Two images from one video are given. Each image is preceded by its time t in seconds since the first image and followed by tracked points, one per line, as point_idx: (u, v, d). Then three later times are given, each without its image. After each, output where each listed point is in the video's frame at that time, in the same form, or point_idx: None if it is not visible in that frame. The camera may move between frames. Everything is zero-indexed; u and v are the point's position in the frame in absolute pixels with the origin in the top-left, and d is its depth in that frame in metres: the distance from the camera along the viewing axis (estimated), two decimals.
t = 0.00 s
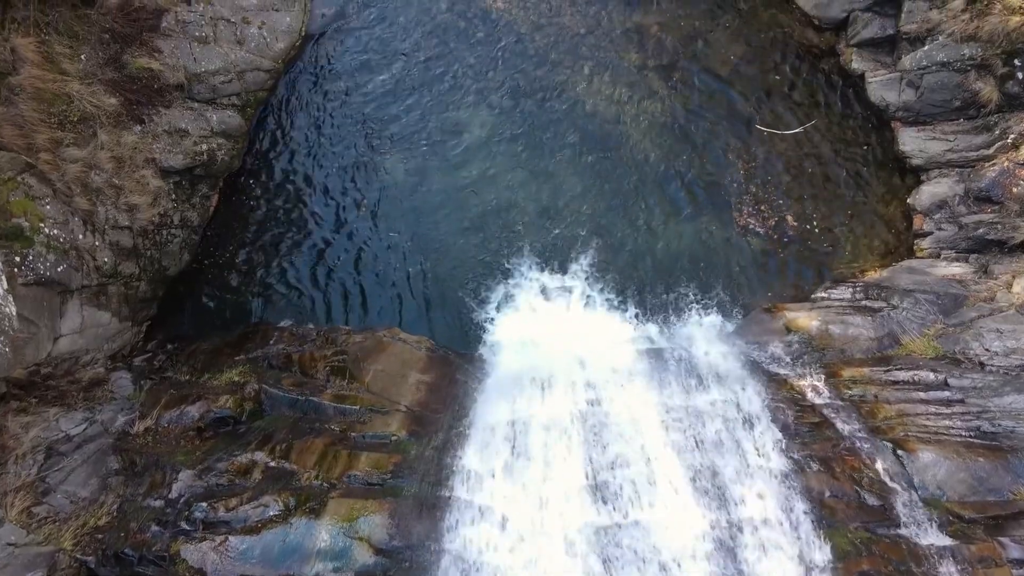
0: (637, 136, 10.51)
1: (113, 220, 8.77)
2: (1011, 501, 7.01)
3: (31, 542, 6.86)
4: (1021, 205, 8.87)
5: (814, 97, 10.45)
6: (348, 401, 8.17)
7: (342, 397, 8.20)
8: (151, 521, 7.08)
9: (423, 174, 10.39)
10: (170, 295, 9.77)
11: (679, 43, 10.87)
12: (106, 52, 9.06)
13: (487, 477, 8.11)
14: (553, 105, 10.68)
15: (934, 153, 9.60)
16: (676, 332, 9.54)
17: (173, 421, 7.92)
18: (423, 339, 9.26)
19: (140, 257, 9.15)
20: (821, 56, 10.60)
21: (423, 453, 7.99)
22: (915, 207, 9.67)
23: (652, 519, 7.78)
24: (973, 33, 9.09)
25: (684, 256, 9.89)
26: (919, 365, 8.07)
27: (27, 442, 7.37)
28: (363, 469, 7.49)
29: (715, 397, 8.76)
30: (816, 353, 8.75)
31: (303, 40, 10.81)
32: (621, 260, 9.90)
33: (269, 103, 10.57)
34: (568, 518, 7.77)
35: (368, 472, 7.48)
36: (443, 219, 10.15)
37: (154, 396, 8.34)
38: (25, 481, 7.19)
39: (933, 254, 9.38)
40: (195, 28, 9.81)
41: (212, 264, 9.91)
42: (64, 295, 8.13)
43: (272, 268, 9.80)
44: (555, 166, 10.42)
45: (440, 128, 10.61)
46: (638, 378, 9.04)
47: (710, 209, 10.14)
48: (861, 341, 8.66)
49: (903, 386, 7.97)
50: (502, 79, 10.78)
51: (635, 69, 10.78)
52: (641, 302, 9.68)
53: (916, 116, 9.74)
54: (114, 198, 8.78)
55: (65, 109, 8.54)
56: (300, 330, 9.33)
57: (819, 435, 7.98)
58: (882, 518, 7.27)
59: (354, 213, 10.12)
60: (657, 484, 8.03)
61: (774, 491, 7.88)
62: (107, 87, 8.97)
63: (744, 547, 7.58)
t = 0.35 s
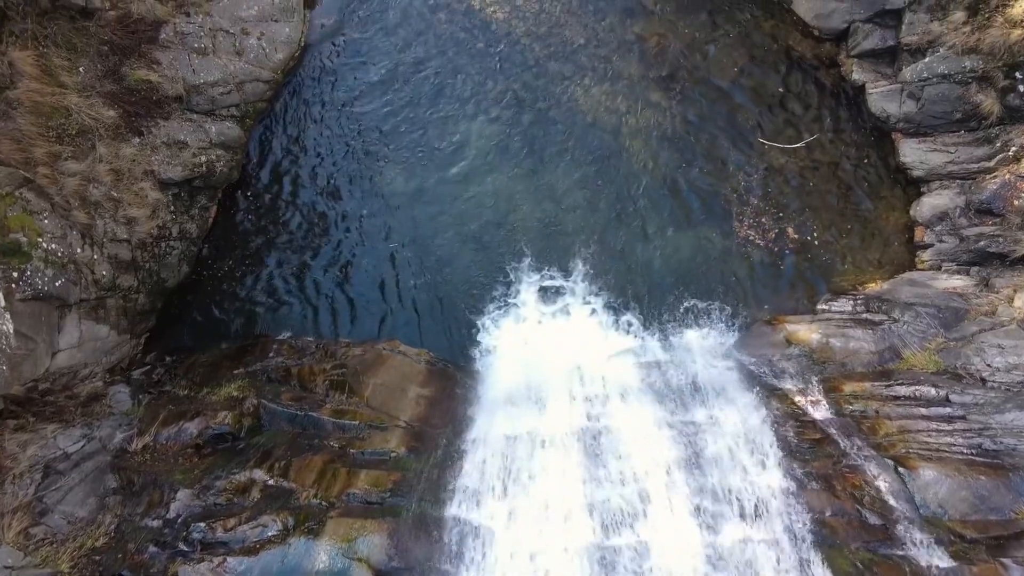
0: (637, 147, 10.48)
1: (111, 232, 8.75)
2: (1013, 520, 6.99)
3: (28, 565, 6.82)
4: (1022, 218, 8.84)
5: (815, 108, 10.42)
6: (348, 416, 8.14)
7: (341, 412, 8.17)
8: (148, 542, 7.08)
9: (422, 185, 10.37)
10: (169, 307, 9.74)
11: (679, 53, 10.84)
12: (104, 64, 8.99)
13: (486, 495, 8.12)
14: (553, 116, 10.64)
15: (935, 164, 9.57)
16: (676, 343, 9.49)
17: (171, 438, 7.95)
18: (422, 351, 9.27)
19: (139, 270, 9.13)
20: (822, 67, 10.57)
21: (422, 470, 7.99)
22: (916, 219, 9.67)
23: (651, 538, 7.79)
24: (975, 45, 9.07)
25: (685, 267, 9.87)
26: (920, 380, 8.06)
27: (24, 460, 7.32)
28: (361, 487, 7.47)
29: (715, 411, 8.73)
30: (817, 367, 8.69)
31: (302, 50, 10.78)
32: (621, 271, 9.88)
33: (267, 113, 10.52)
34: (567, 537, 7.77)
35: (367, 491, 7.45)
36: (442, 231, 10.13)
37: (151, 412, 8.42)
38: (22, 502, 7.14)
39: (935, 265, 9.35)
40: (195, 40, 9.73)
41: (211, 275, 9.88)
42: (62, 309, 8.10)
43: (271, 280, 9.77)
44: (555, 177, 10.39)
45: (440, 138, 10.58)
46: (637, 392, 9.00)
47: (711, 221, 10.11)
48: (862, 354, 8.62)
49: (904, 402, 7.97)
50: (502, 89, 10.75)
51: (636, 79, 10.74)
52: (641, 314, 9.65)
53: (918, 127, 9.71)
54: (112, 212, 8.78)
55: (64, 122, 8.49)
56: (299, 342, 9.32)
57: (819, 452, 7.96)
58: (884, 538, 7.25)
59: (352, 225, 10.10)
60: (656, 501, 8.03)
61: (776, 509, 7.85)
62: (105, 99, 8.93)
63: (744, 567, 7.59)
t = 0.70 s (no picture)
0: (637, 158, 10.44)
1: (110, 246, 8.73)
2: (1015, 540, 7.01)
3: None
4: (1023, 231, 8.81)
5: (814, 119, 10.39)
6: (347, 431, 8.09)
7: (340, 428, 8.12)
8: (145, 564, 7.11)
9: (422, 197, 10.34)
10: (168, 319, 9.71)
11: (679, 64, 10.80)
12: (102, 77, 8.92)
13: (487, 512, 8.10)
14: (553, 127, 10.61)
15: (936, 176, 9.55)
16: (676, 356, 9.48)
17: (169, 456, 7.86)
18: (422, 365, 9.26)
19: (137, 283, 9.09)
20: (821, 78, 10.53)
21: (421, 488, 7.95)
22: (917, 231, 9.64)
23: (652, 556, 7.75)
24: (976, 59, 9.07)
25: (685, 280, 9.85)
26: (921, 396, 8.04)
27: (21, 480, 7.37)
28: (360, 506, 7.48)
29: (715, 427, 8.73)
30: (817, 381, 8.70)
31: (300, 61, 10.75)
32: (621, 284, 9.86)
33: (266, 125, 10.49)
34: (568, 555, 7.73)
35: (365, 509, 7.46)
36: (442, 243, 10.10)
37: (150, 429, 8.31)
38: (18, 524, 7.19)
39: (936, 279, 9.32)
40: (193, 52, 9.68)
41: (210, 288, 9.86)
42: (60, 324, 8.07)
43: (270, 293, 9.74)
44: (555, 189, 10.36)
45: (439, 149, 10.56)
46: (636, 406, 9.00)
47: (712, 232, 10.08)
48: (863, 368, 8.59)
49: (905, 419, 7.94)
50: (502, 100, 10.71)
51: (636, 89, 10.71)
52: (640, 327, 9.62)
53: (918, 139, 9.70)
54: (111, 225, 8.75)
55: (62, 136, 8.44)
56: (297, 355, 9.29)
57: (820, 470, 7.93)
58: (887, 558, 7.20)
59: (351, 237, 10.06)
60: (657, 519, 8.00)
61: (777, 526, 7.80)
62: (103, 112, 8.87)
63: None
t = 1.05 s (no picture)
0: (636, 170, 10.41)
1: (107, 260, 8.69)
2: (1016, 561, 6.91)
3: None
4: None
5: (815, 131, 10.35)
6: (345, 448, 8.10)
7: (339, 445, 8.12)
8: None
9: (421, 208, 10.31)
10: (166, 332, 9.69)
11: (679, 75, 10.74)
12: (100, 90, 8.89)
13: (486, 531, 8.07)
14: (552, 139, 10.58)
15: (937, 189, 9.53)
16: (676, 370, 9.45)
17: (166, 474, 7.90)
18: (421, 378, 9.23)
19: (136, 297, 9.07)
20: (821, 91, 10.51)
21: (420, 507, 7.94)
22: (917, 243, 9.60)
23: None
24: (976, 72, 9.04)
25: (685, 293, 9.83)
26: (922, 413, 8.00)
27: (19, 501, 7.28)
28: (358, 527, 7.49)
29: (716, 444, 8.72)
30: (818, 395, 8.68)
31: (299, 73, 10.66)
32: (621, 296, 9.84)
33: (265, 137, 10.47)
34: None
35: (364, 530, 7.48)
36: (441, 254, 10.07)
37: (147, 446, 8.35)
38: (15, 546, 7.09)
39: (937, 292, 9.27)
40: (191, 64, 9.64)
41: (208, 300, 9.86)
42: (57, 339, 8.04)
43: (269, 305, 9.72)
44: (555, 201, 10.33)
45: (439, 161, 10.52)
46: (637, 423, 8.96)
47: (713, 244, 10.05)
48: (864, 382, 8.60)
49: (906, 436, 7.91)
50: (501, 111, 10.68)
51: (636, 101, 10.68)
52: (640, 341, 9.59)
53: (919, 152, 9.67)
54: (109, 239, 8.71)
55: (59, 150, 8.40)
56: (296, 369, 9.26)
57: (821, 488, 7.95)
58: None
59: (348, 249, 10.02)
60: (657, 539, 8.01)
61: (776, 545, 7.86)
62: (101, 126, 8.83)
63: None
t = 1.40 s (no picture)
0: (636, 182, 10.38)
1: (105, 274, 8.66)
2: None
3: None
4: None
5: (815, 143, 10.29)
6: (343, 465, 8.10)
7: (338, 462, 8.12)
8: None
9: (421, 221, 10.28)
10: (163, 346, 9.64)
11: (678, 87, 10.69)
12: (98, 104, 8.87)
13: (486, 553, 8.14)
14: (551, 151, 10.53)
15: (937, 203, 9.50)
16: (676, 384, 9.42)
17: (164, 493, 7.89)
18: (420, 392, 9.19)
19: (133, 310, 9.04)
20: (821, 103, 10.42)
21: (417, 526, 7.95)
22: (918, 257, 9.57)
23: None
24: (977, 86, 9.01)
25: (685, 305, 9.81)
26: (923, 430, 7.98)
27: (15, 522, 7.20)
28: (356, 547, 7.51)
29: (715, 461, 8.73)
30: (820, 410, 8.64)
31: (297, 85, 10.60)
32: (621, 310, 9.81)
33: (264, 149, 10.40)
34: None
35: (362, 551, 7.50)
36: (441, 268, 10.04)
37: (144, 464, 8.31)
38: (11, 568, 7.03)
39: (937, 305, 9.24)
40: (190, 77, 9.64)
41: (206, 313, 9.81)
42: (54, 355, 8.02)
43: (268, 318, 9.69)
44: (555, 214, 10.30)
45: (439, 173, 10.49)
46: (636, 439, 8.94)
47: (713, 256, 10.03)
48: (864, 398, 8.54)
49: (907, 453, 7.89)
50: (500, 122, 10.64)
51: (635, 112, 10.63)
52: (640, 355, 9.58)
53: (920, 165, 9.63)
54: (106, 253, 8.68)
55: (56, 165, 8.38)
56: (295, 382, 9.23)
57: (821, 507, 7.95)
58: None
59: (348, 263, 9.99)
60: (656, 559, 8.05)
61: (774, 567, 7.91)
62: (99, 139, 8.81)
63: None
